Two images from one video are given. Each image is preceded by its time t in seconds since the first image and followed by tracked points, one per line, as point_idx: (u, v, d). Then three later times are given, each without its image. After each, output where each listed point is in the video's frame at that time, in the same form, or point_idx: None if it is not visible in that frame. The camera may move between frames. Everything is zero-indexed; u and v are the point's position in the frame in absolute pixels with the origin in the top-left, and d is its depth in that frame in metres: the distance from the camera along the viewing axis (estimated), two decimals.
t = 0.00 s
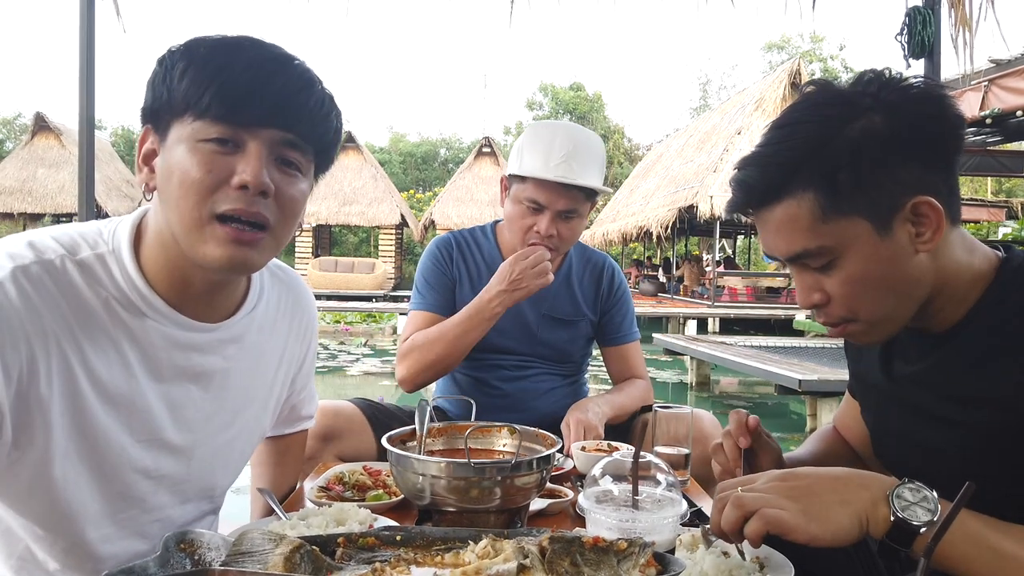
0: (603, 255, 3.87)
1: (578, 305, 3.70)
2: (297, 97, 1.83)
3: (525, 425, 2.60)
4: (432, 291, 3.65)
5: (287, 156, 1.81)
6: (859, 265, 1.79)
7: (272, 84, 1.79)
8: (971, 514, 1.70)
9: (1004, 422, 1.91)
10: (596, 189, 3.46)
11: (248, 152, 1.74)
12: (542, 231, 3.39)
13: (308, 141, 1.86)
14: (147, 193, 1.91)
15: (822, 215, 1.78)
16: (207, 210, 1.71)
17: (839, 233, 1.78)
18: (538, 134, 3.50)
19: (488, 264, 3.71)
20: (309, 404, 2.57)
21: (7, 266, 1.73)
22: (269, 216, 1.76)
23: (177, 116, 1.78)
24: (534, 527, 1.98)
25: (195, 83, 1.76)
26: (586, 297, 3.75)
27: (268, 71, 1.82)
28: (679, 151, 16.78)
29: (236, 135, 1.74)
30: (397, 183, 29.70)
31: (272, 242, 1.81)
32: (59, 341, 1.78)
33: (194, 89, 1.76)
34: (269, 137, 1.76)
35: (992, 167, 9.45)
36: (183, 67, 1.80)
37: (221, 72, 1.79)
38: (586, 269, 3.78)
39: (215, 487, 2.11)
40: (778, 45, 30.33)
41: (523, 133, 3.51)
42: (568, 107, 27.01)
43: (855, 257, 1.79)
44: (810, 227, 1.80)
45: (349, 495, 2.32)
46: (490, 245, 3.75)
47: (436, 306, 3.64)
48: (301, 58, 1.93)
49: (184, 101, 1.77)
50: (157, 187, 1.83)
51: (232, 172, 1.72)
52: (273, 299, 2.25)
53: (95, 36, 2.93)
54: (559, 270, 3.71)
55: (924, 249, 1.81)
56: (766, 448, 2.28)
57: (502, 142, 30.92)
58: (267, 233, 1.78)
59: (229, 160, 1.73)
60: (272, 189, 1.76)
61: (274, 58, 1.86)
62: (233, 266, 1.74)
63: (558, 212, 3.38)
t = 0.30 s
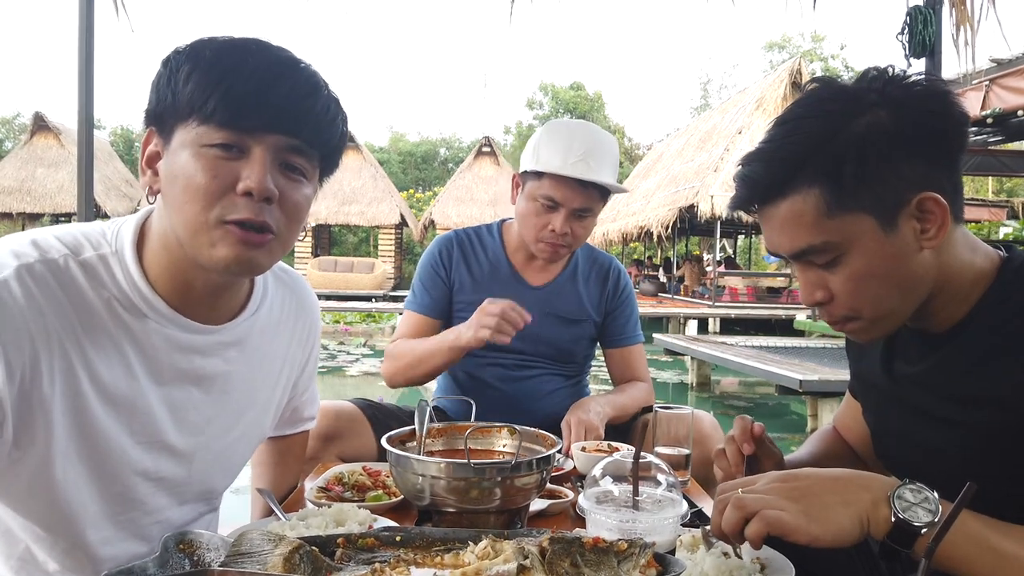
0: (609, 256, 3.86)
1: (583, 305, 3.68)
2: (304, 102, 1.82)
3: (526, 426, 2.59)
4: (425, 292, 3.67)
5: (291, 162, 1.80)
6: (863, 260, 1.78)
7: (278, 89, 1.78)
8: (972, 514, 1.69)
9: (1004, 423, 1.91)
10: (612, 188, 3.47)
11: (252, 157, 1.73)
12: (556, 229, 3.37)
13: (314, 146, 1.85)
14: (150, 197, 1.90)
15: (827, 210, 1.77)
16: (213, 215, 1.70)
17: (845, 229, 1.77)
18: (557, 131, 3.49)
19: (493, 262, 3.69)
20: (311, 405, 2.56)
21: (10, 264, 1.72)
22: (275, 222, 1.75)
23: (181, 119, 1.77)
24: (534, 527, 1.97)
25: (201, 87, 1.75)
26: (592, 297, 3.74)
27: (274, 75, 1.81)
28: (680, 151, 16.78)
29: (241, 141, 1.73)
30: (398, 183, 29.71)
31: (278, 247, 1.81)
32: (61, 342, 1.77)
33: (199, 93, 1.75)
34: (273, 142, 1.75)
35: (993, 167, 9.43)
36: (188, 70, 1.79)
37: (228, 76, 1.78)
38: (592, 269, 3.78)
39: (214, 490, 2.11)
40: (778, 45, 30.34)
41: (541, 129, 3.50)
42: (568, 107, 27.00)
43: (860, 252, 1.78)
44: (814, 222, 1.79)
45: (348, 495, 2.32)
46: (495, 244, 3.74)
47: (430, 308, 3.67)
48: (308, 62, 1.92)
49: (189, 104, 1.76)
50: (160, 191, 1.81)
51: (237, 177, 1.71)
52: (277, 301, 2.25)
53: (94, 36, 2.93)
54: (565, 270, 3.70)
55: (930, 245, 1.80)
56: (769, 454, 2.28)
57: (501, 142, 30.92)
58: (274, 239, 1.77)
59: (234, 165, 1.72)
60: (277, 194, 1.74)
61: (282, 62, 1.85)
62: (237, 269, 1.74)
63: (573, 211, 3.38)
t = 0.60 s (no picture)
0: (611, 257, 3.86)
1: (585, 306, 3.67)
2: (309, 106, 1.82)
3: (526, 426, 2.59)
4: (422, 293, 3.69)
5: (296, 166, 1.80)
6: (864, 258, 1.77)
7: (284, 92, 1.78)
8: (971, 514, 1.69)
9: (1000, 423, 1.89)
10: (614, 190, 3.46)
11: (257, 161, 1.73)
12: (558, 231, 3.36)
13: (318, 150, 1.85)
14: (153, 199, 1.87)
15: (827, 208, 1.77)
16: (217, 219, 1.70)
17: (844, 224, 1.76)
18: (560, 133, 3.49)
19: (494, 263, 3.69)
20: (310, 406, 2.56)
21: (11, 267, 1.72)
22: (277, 225, 1.75)
23: (186, 122, 1.76)
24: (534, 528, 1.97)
25: (207, 90, 1.75)
26: (594, 299, 3.73)
27: (280, 78, 1.81)
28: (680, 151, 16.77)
29: (245, 144, 1.73)
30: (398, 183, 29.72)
31: (278, 254, 1.79)
32: (62, 345, 1.77)
33: (205, 97, 1.75)
34: (278, 145, 1.75)
35: (994, 166, 9.42)
36: (194, 73, 1.78)
37: (234, 79, 1.78)
38: (594, 270, 3.78)
39: (214, 492, 2.11)
40: (778, 45, 30.34)
41: (545, 130, 3.50)
42: (568, 107, 26.98)
43: (860, 249, 1.77)
44: (814, 220, 1.78)
45: (348, 496, 2.31)
46: (497, 245, 3.74)
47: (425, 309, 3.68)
48: (313, 65, 1.92)
49: (195, 107, 1.76)
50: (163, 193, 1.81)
51: (241, 181, 1.71)
52: (279, 304, 2.24)
53: (94, 35, 2.93)
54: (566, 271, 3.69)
55: (926, 243, 1.80)
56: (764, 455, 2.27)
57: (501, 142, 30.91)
58: (274, 243, 1.76)
59: (238, 168, 1.72)
60: (280, 198, 1.74)
61: (289, 65, 1.85)
62: (239, 273, 1.73)
63: (575, 213, 3.37)
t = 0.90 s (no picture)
0: (610, 258, 3.86)
1: (585, 306, 3.67)
2: (312, 109, 1.81)
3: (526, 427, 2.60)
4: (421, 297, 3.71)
5: (299, 168, 1.80)
6: (862, 245, 1.79)
7: (287, 94, 1.78)
8: (971, 513, 1.69)
9: (996, 425, 1.89)
10: (612, 196, 3.45)
11: (261, 163, 1.73)
12: (555, 235, 3.36)
13: (321, 152, 1.85)
14: (156, 200, 1.87)
15: (826, 198, 1.77)
16: (222, 220, 1.70)
17: (842, 215, 1.77)
18: (558, 137, 3.49)
19: (493, 264, 3.69)
20: (306, 406, 2.56)
21: (9, 268, 1.71)
22: (282, 226, 1.75)
23: (189, 123, 1.76)
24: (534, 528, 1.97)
25: (210, 91, 1.75)
26: (592, 300, 3.73)
27: (283, 80, 1.81)
28: (680, 151, 16.77)
29: (249, 145, 1.72)
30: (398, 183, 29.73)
31: (284, 252, 1.80)
32: (62, 347, 1.77)
33: (208, 97, 1.75)
34: (283, 147, 1.75)
35: (994, 167, 9.41)
36: (197, 73, 1.78)
37: (237, 81, 1.78)
38: (594, 271, 3.78)
39: (214, 493, 2.12)
40: (778, 45, 30.34)
41: (542, 134, 3.51)
42: (568, 107, 26.97)
43: (859, 239, 1.78)
44: (812, 211, 1.78)
45: (348, 496, 2.32)
46: (496, 245, 3.74)
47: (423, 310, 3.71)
48: (316, 67, 1.92)
49: (197, 108, 1.75)
50: (165, 194, 1.81)
51: (246, 182, 1.71)
52: (279, 304, 2.25)
53: (94, 35, 2.93)
54: (565, 272, 3.69)
55: (920, 235, 1.85)
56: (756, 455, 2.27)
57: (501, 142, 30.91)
58: (281, 242, 1.77)
59: (243, 169, 1.72)
60: (285, 200, 1.75)
61: (291, 67, 1.85)
62: (243, 273, 1.73)
63: (572, 217, 3.37)
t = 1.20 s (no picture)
0: (608, 258, 3.86)
1: (584, 307, 3.67)
2: (308, 107, 1.81)
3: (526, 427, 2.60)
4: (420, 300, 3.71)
5: (296, 166, 1.80)
6: (863, 242, 1.79)
7: (283, 92, 1.78)
8: (971, 513, 1.69)
9: (993, 424, 1.89)
10: (609, 195, 3.45)
11: (257, 161, 1.73)
12: (553, 235, 3.36)
13: (317, 151, 1.85)
14: (151, 202, 1.89)
15: (829, 193, 1.77)
16: (215, 220, 1.70)
17: (845, 211, 1.77)
18: (553, 137, 3.48)
19: (491, 265, 3.69)
20: (305, 407, 2.56)
21: (4, 273, 1.71)
22: (277, 226, 1.74)
23: (184, 122, 1.76)
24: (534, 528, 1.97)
25: (205, 90, 1.75)
26: (591, 300, 3.73)
27: (279, 78, 1.81)
28: (680, 151, 16.77)
29: (245, 145, 1.73)
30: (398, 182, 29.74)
31: (281, 254, 1.80)
32: (57, 351, 1.77)
33: (203, 96, 1.74)
34: (278, 146, 1.75)
35: (994, 167, 9.40)
36: (191, 72, 1.78)
37: (233, 79, 1.78)
38: (592, 271, 3.78)
39: (213, 494, 2.12)
40: (778, 45, 30.34)
41: (537, 134, 3.50)
42: (568, 106, 26.96)
43: (859, 236, 1.79)
44: (817, 208, 1.78)
45: (348, 496, 2.32)
46: (493, 246, 3.74)
47: (421, 313, 3.71)
48: (312, 64, 1.92)
49: (192, 107, 1.75)
50: (161, 195, 1.81)
51: (241, 181, 1.71)
52: (279, 304, 2.25)
53: (93, 35, 2.93)
54: (564, 272, 3.69)
55: (917, 231, 1.85)
56: (770, 451, 2.27)
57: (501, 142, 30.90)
58: (276, 245, 1.77)
59: (238, 169, 1.72)
60: (281, 199, 1.74)
61: (287, 65, 1.85)
62: (241, 275, 1.73)
63: (569, 216, 3.37)
